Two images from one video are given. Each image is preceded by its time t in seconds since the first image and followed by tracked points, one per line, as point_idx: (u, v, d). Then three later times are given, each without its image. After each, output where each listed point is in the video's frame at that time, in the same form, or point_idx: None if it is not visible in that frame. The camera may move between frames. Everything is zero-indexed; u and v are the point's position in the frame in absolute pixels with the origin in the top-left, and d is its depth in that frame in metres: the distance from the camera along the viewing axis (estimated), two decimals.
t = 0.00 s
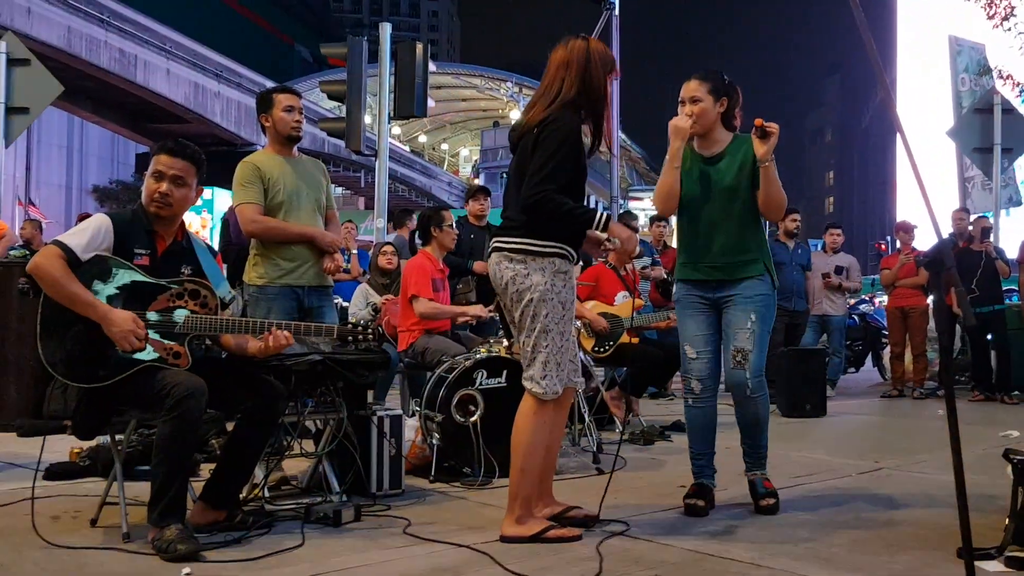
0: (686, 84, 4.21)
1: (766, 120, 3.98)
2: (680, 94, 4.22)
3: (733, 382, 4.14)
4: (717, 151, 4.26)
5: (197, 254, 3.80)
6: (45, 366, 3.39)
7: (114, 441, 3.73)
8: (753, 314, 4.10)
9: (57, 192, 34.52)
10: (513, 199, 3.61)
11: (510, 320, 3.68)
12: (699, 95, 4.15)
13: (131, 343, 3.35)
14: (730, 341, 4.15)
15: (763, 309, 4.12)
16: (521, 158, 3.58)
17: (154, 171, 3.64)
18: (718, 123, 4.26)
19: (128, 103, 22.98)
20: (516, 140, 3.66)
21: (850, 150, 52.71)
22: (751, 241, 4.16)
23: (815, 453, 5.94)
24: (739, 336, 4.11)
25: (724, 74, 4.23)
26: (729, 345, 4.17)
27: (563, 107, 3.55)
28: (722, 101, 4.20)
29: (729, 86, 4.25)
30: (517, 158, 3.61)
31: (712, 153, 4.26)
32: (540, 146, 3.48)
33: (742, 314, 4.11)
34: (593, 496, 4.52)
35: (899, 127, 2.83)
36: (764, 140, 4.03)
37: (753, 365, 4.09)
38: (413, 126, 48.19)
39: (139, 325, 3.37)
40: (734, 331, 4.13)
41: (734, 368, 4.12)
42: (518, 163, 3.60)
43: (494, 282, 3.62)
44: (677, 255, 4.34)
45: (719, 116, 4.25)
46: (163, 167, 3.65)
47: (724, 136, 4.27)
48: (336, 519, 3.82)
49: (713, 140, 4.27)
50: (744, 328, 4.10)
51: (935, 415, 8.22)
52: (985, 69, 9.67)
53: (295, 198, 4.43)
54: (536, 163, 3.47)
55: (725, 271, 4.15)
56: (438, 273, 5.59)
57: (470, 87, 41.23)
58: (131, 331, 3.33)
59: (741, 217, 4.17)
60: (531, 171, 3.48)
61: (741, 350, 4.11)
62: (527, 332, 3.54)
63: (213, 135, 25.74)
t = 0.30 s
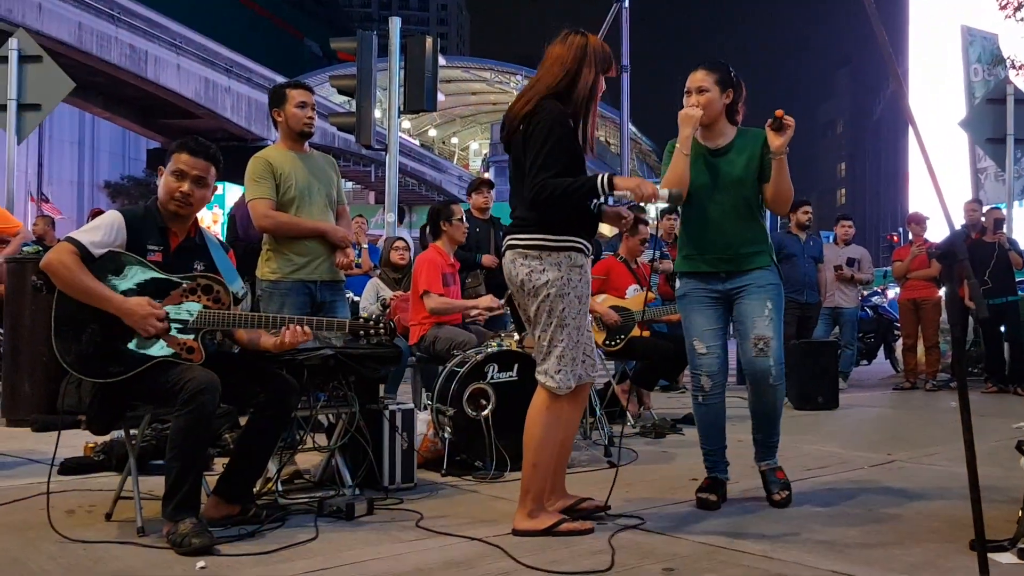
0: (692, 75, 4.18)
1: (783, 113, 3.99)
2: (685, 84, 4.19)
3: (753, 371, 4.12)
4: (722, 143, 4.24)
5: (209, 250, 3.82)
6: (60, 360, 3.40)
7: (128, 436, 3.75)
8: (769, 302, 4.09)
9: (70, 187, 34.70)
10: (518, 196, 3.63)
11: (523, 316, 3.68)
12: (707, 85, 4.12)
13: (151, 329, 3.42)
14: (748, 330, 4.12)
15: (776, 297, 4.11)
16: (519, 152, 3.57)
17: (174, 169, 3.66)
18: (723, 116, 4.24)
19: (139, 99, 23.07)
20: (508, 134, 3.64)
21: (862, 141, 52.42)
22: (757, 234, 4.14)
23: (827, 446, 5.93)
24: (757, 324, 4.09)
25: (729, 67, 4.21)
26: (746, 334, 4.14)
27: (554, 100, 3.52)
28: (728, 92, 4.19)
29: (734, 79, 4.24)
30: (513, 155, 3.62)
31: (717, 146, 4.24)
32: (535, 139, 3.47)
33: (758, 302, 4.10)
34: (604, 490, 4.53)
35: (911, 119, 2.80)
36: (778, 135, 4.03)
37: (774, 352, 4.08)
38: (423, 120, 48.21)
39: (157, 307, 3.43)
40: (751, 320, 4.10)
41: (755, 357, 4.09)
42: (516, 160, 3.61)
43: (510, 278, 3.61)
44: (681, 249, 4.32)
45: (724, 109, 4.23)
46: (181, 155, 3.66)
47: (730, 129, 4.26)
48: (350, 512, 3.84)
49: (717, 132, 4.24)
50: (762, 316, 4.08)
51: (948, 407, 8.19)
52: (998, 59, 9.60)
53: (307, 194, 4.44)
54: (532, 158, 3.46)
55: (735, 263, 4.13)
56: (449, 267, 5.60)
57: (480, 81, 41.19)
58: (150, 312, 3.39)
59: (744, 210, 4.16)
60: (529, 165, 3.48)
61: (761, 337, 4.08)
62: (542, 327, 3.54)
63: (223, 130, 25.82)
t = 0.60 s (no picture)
0: (702, 69, 4.14)
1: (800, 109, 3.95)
2: (696, 79, 4.15)
3: (766, 369, 4.11)
4: (732, 139, 4.20)
5: (217, 249, 3.80)
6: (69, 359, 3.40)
7: (136, 436, 3.76)
8: (780, 300, 4.11)
9: (78, 185, 34.79)
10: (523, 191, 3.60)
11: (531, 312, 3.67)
12: (718, 80, 4.08)
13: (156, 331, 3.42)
14: (760, 329, 4.12)
15: (787, 295, 4.13)
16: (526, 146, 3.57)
17: (200, 175, 3.64)
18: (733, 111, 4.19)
19: (147, 97, 23.12)
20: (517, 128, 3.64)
21: (870, 136, 52.23)
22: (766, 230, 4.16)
23: (836, 442, 5.91)
24: (769, 322, 4.10)
25: (740, 62, 4.17)
26: (758, 332, 4.14)
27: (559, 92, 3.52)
28: (738, 87, 4.14)
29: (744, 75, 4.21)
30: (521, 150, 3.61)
31: (727, 141, 4.19)
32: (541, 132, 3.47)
33: (769, 301, 4.11)
34: (612, 487, 4.51)
35: (919, 114, 2.77)
36: (791, 133, 3.99)
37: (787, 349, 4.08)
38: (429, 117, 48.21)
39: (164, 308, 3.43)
40: (763, 318, 4.11)
41: (769, 354, 4.08)
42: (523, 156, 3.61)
43: (519, 274, 3.60)
44: (688, 244, 4.30)
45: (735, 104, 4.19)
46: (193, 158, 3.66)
47: (739, 124, 4.22)
48: (358, 511, 3.83)
49: (727, 127, 4.20)
50: (773, 314, 4.10)
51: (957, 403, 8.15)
52: (1007, 53, 9.55)
53: (316, 192, 4.43)
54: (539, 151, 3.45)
55: (745, 259, 4.13)
56: (456, 264, 5.59)
57: (486, 77, 41.16)
58: (158, 316, 3.41)
59: (754, 205, 4.15)
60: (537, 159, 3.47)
61: (774, 335, 4.08)
62: (549, 324, 3.53)
63: (230, 128, 25.87)
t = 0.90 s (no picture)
0: (718, 67, 4.18)
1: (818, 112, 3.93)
2: (712, 76, 4.18)
3: (768, 373, 4.11)
4: (745, 138, 4.22)
5: (222, 246, 3.81)
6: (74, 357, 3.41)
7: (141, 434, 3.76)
8: (785, 305, 4.11)
9: (83, 184, 34.85)
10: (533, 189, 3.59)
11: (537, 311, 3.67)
12: (735, 77, 4.12)
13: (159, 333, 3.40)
14: (765, 333, 4.12)
15: (792, 300, 4.13)
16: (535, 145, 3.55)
17: (229, 180, 3.69)
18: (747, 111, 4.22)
19: (152, 96, 23.15)
20: (525, 127, 3.63)
21: (874, 137, 52.15)
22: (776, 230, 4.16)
23: (841, 443, 5.89)
24: (774, 327, 4.09)
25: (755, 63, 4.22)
26: (763, 336, 4.13)
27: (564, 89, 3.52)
28: (753, 87, 4.18)
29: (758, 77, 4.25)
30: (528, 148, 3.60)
31: (740, 140, 4.21)
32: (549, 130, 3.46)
33: (775, 305, 4.11)
34: (616, 487, 4.51)
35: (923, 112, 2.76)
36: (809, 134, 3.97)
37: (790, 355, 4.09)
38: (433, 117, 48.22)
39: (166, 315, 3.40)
40: (768, 322, 4.10)
41: (771, 360, 4.09)
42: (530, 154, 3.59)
43: (527, 271, 3.59)
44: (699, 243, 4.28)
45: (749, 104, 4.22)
46: (202, 161, 3.67)
47: (752, 125, 4.25)
48: (362, 510, 3.83)
49: (739, 127, 4.23)
50: (778, 318, 4.09)
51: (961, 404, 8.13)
52: (1012, 54, 9.52)
53: (322, 191, 4.44)
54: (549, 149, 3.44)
55: (756, 260, 4.10)
56: (460, 263, 5.59)
57: (490, 77, 41.17)
58: (158, 320, 3.37)
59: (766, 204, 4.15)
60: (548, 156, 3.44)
61: (777, 341, 4.08)
62: (553, 323, 3.52)
63: (235, 127, 25.90)
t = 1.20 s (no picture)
0: (741, 75, 4.24)
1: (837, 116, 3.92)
2: (736, 84, 4.24)
3: (789, 383, 4.10)
4: (765, 146, 4.23)
5: (229, 248, 3.82)
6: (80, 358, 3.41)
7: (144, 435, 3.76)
8: (806, 315, 4.07)
9: (89, 187, 34.95)
10: (546, 196, 3.59)
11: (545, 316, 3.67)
12: (758, 84, 4.17)
13: (171, 328, 3.41)
14: (784, 342, 4.10)
15: (813, 309, 4.09)
16: (546, 153, 3.55)
17: (240, 184, 3.70)
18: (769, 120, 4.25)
19: (159, 100, 23.24)
20: (534, 136, 3.63)
21: (879, 149, 52.17)
22: (794, 236, 4.12)
23: (845, 454, 5.88)
24: (795, 338, 4.07)
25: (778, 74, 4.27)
26: (781, 347, 4.13)
27: (571, 96, 3.52)
28: (774, 96, 4.22)
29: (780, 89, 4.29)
30: (538, 156, 3.60)
31: (759, 147, 4.23)
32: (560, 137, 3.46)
33: (794, 315, 4.08)
34: (619, 495, 4.50)
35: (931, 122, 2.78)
36: (827, 139, 3.96)
37: (811, 366, 4.05)
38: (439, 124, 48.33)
39: (177, 305, 3.42)
40: (788, 333, 4.09)
41: (792, 370, 4.07)
42: (540, 162, 3.59)
43: (535, 278, 3.60)
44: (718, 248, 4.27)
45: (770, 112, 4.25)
46: (213, 164, 3.67)
47: (772, 133, 4.26)
48: (365, 514, 3.82)
49: (759, 136, 4.25)
50: (798, 329, 4.07)
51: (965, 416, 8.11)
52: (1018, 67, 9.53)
53: (330, 196, 4.45)
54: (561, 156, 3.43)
55: (775, 266, 4.08)
56: (464, 269, 5.59)
57: (496, 85, 41.29)
58: (170, 311, 3.39)
59: (783, 209, 4.13)
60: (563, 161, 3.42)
61: (797, 352, 4.06)
62: (562, 330, 3.53)
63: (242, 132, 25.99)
